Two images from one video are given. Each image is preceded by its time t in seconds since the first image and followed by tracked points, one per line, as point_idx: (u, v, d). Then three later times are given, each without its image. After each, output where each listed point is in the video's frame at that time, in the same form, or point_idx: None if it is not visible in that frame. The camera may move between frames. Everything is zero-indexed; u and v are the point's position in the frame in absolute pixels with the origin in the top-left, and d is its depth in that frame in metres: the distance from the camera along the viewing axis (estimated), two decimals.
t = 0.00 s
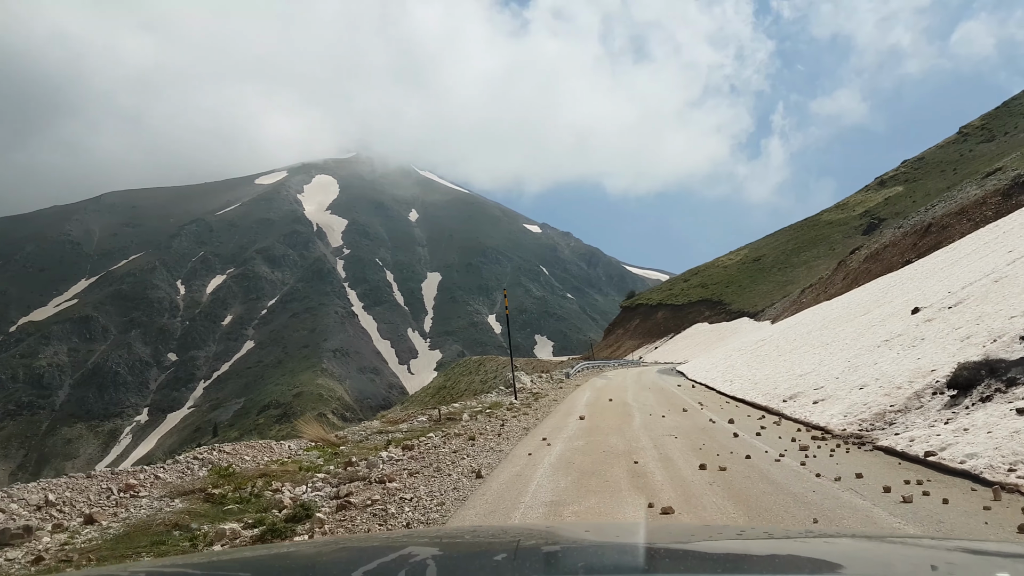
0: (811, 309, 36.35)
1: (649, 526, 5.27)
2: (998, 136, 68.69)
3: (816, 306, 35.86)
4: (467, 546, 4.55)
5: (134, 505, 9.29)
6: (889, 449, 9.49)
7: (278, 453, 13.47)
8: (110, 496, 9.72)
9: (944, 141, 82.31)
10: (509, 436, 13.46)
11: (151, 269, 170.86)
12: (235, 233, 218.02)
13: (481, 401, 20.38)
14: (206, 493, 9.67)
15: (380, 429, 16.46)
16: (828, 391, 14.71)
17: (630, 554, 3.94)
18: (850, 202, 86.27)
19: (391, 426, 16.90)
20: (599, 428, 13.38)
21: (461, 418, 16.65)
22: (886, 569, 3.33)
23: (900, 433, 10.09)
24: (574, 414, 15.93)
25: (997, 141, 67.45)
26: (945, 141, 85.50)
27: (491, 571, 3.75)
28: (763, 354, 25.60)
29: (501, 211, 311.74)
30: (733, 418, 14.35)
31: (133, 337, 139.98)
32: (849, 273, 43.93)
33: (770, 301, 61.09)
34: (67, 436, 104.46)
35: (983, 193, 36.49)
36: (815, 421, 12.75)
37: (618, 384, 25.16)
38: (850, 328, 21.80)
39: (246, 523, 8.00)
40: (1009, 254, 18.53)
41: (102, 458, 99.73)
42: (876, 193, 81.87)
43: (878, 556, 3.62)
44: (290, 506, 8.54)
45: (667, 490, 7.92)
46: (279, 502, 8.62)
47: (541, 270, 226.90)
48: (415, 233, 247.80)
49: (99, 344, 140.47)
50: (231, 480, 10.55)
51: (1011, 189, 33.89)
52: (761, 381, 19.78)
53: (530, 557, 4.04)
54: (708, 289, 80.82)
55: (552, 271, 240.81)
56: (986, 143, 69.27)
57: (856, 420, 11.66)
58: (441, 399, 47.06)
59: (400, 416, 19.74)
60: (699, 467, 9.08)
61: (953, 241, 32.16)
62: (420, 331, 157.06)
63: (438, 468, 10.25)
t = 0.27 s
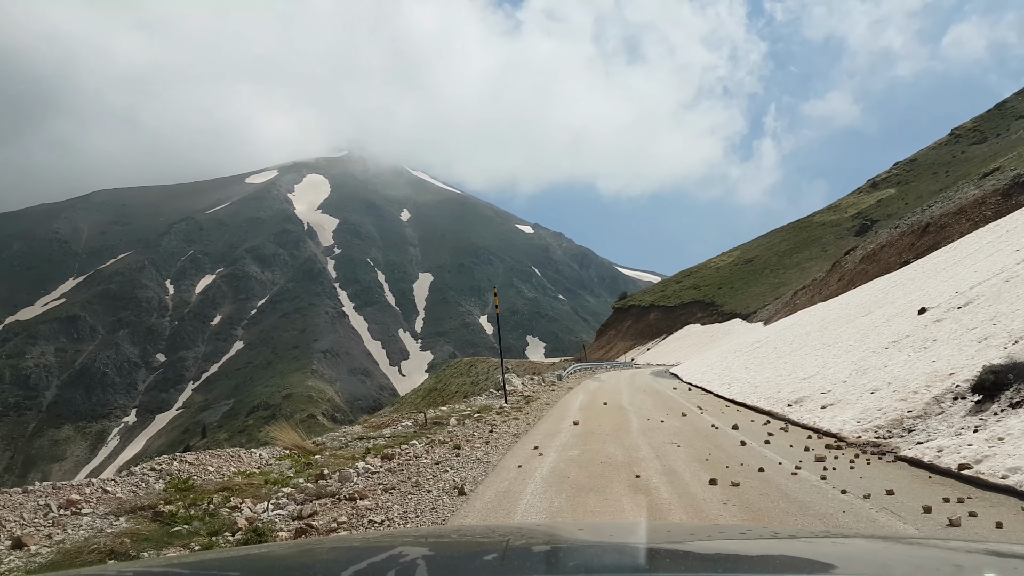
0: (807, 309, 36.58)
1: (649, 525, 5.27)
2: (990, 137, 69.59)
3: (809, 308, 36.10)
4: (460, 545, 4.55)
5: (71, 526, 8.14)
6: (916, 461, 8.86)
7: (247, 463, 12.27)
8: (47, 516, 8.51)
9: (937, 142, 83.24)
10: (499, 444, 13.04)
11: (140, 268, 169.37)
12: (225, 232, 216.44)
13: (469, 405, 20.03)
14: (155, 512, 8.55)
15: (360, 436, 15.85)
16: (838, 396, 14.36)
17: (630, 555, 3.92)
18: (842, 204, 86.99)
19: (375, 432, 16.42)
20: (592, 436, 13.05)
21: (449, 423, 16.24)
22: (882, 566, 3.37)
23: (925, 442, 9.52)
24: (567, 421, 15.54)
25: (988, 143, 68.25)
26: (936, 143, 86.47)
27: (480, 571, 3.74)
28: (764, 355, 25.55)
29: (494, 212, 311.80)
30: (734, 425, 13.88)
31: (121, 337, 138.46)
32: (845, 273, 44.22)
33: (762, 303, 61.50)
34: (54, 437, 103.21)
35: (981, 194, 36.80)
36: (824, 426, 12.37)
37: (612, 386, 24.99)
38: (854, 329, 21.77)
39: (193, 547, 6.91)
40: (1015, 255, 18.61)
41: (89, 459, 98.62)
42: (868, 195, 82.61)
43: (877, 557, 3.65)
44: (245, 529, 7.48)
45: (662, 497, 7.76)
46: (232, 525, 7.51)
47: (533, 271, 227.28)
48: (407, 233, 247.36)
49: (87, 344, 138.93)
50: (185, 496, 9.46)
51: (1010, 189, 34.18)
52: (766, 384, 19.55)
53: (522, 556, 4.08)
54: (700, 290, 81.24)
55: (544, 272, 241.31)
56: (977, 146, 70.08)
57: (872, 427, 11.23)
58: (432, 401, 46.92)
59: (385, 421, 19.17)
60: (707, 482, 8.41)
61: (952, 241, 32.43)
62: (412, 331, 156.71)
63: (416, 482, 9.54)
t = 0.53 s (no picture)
0: (800, 310, 36.87)
1: (649, 527, 5.29)
2: (980, 139, 70.41)
3: (801, 309, 36.37)
4: (449, 548, 4.52)
5: None
6: (953, 476, 8.57)
7: (208, 476, 11.12)
8: None
9: (926, 145, 84.28)
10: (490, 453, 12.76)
11: (128, 269, 167.57)
12: (214, 232, 214.66)
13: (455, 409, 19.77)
14: (89, 538, 7.25)
15: (336, 443, 15.15)
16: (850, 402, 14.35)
17: (628, 556, 3.90)
18: (833, 205, 87.90)
19: (355, 438, 15.89)
20: (586, 444, 12.82)
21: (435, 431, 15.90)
22: (883, 564, 3.44)
23: (954, 453, 9.29)
24: (559, 427, 15.32)
25: (979, 145, 68.99)
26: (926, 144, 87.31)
27: (471, 570, 3.78)
28: (765, 356, 25.56)
29: (485, 213, 311.71)
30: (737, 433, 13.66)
31: (109, 338, 136.87)
32: (840, 273, 44.35)
33: (753, 304, 61.94)
34: (40, 440, 101.71)
35: (978, 192, 37.07)
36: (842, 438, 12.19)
37: (604, 387, 24.85)
38: (857, 330, 21.81)
39: None
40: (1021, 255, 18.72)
41: (76, 462, 97.28)
42: (858, 196, 83.59)
43: (875, 556, 3.67)
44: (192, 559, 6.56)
45: (661, 508, 7.70)
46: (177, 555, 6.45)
47: (524, 272, 227.59)
48: (397, 234, 246.75)
49: (74, 345, 137.09)
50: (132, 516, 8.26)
51: (1009, 187, 34.38)
52: (772, 386, 19.45)
53: (512, 556, 4.08)
54: (691, 291, 81.72)
55: (535, 273, 241.77)
56: (967, 147, 70.99)
57: (893, 434, 11.09)
58: (422, 402, 46.82)
59: (367, 425, 18.65)
60: (722, 504, 7.87)
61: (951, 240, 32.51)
62: (403, 333, 156.30)
63: (393, 502, 8.86)
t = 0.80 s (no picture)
0: (794, 312, 36.93)
1: (649, 530, 5.26)
2: (971, 142, 71.08)
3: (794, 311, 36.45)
4: (438, 551, 4.49)
5: None
6: (990, 491, 7.36)
7: (160, 489, 10.70)
8: None
9: (917, 147, 85.07)
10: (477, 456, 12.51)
11: (115, 265, 165.71)
12: (202, 229, 212.52)
13: (438, 413, 19.48)
14: None
15: (308, 450, 14.79)
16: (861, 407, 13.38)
17: (629, 560, 3.91)
18: (824, 206, 88.67)
19: (331, 444, 15.54)
20: (578, 447, 12.56)
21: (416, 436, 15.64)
22: (875, 562, 3.54)
23: (994, 467, 8.04)
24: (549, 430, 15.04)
25: (970, 147, 69.66)
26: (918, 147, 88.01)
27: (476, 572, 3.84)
28: (762, 359, 25.36)
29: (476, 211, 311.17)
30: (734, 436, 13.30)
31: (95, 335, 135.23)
32: (835, 274, 44.47)
33: (744, 305, 62.22)
34: (25, 438, 100.33)
35: (978, 192, 37.40)
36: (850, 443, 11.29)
37: (595, 389, 24.62)
38: (857, 333, 21.68)
39: None
40: None
41: (60, 461, 95.96)
42: (849, 198, 84.38)
43: (868, 558, 3.69)
44: None
45: (661, 502, 7.68)
46: None
47: (514, 272, 227.50)
48: (388, 232, 245.67)
49: (59, 342, 135.34)
50: (53, 543, 7.65)
51: (1007, 187, 34.65)
52: (772, 389, 19.09)
53: (508, 560, 4.12)
54: (682, 292, 81.98)
55: (525, 273, 241.86)
56: (959, 149, 71.77)
57: (916, 444, 9.96)
58: (411, 403, 46.49)
59: (346, 430, 18.33)
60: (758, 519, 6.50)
61: (949, 240, 32.57)
62: (392, 332, 155.51)
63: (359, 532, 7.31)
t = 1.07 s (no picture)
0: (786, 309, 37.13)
1: (647, 526, 5.20)
2: (959, 137, 72.10)
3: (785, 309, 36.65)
4: (424, 549, 4.43)
5: None
6: None
7: (100, 509, 9.08)
8: None
9: (906, 142, 86.20)
10: (472, 460, 11.67)
11: (101, 269, 163.81)
12: (188, 232, 210.68)
13: (415, 419, 18.64)
14: None
15: (278, 458, 13.41)
16: (867, 405, 12.97)
17: (627, 556, 3.91)
18: (813, 203, 89.83)
19: (303, 453, 14.26)
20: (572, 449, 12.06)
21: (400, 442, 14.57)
22: (874, 559, 3.54)
23: None
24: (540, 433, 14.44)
25: (957, 143, 70.74)
26: (906, 143, 89.12)
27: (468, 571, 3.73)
28: (759, 356, 25.34)
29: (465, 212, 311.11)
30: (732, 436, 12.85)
31: (81, 339, 133.55)
32: (829, 268, 44.99)
33: (734, 303, 62.67)
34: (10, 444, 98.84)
35: (975, 184, 37.79)
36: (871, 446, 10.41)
37: (586, 390, 24.19)
38: (854, 330, 21.70)
39: None
40: None
41: (47, 464, 94.60)
42: (838, 194, 85.62)
43: (866, 558, 3.61)
44: None
45: (660, 506, 7.43)
46: None
47: (504, 272, 227.75)
48: (376, 233, 244.91)
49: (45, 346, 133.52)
50: None
51: (1004, 179, 35.04)
52: (772, 386, 18.94)
53: (498, 556, 4.13)
54: (672, 290, 82.45)
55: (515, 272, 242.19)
56: (946, 145, 72.94)
57: (951, 450, 8.93)
58: (400, 404, 46.34)
59: (318, 435, 17.10)
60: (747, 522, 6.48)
61: (949, 233, 33.13)
62: (381, 333, 154.84)
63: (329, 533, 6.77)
